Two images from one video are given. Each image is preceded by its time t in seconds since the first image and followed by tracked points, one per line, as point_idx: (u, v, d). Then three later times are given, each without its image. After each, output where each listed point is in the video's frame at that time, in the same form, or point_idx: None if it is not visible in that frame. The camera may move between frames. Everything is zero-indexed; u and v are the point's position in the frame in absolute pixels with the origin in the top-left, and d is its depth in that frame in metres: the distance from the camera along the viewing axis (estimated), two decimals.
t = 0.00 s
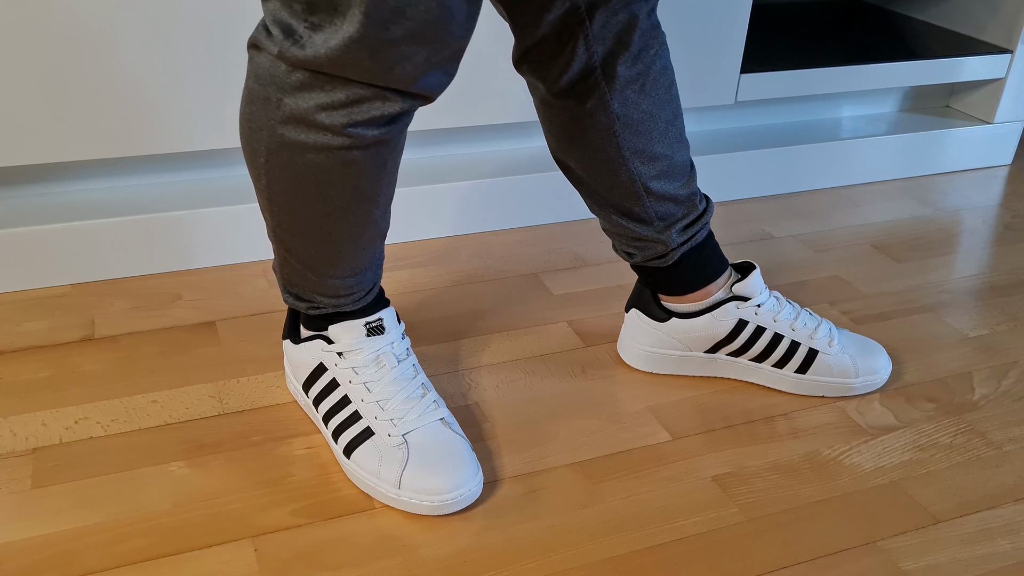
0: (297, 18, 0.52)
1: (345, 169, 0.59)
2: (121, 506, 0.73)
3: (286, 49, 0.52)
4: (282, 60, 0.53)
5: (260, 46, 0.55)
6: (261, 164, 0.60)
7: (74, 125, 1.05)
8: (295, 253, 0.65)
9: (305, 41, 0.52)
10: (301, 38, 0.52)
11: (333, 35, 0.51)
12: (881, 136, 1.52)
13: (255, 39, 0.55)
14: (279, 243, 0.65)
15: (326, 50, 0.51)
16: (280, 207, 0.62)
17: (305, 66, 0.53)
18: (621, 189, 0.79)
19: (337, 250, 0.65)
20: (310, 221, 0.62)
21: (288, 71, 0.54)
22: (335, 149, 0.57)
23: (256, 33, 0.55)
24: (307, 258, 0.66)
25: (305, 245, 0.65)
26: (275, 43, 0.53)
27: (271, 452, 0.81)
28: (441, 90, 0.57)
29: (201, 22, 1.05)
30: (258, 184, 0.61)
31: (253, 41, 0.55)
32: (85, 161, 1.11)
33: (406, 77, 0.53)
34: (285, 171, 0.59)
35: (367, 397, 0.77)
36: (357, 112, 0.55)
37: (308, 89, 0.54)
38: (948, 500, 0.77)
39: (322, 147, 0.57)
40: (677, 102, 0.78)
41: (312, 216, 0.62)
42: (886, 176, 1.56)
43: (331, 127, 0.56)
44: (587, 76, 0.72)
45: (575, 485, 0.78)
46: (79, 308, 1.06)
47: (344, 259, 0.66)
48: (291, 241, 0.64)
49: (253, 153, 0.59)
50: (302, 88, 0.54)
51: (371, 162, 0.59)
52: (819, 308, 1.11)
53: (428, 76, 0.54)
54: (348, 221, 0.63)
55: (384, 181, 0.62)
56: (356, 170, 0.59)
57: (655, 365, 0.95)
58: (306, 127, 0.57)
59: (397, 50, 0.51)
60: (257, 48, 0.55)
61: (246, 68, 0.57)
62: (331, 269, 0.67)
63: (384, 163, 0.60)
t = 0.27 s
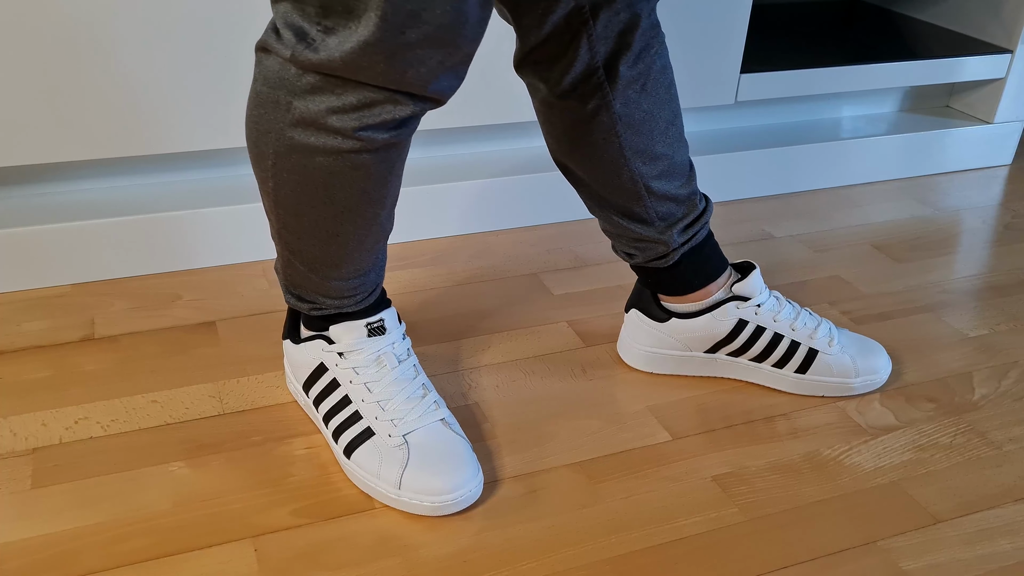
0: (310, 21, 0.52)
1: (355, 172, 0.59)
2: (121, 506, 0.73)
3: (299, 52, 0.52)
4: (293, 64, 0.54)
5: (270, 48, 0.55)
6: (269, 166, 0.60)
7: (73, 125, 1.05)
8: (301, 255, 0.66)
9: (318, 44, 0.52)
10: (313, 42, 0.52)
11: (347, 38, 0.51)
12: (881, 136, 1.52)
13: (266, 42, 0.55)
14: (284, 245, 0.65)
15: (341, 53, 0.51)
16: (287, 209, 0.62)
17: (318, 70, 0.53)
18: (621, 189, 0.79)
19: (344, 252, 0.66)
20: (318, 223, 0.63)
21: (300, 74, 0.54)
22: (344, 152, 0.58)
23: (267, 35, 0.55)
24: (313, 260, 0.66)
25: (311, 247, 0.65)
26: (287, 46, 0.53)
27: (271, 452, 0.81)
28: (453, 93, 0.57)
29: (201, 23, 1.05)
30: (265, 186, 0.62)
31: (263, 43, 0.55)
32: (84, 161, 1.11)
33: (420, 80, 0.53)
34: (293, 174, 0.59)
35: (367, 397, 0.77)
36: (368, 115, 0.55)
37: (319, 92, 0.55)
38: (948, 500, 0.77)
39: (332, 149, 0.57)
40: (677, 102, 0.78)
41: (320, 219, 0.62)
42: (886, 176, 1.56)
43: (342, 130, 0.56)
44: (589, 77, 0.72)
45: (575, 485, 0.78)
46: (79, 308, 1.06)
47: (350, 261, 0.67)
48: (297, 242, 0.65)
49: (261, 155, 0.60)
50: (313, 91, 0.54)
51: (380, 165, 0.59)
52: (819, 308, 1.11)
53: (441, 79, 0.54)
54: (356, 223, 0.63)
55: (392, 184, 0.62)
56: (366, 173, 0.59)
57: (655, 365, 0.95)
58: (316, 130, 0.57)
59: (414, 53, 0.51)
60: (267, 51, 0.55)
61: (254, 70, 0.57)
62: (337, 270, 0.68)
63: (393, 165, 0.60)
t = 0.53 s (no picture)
0: (319, 21, 0.52)
1: (361, 171, 0.59)
2: (121, 506, 0.73)
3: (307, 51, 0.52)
4: (302, 63, 0.54)
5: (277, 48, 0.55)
6: (274, 166, 0.59)
7: (73, 125, 1.05)
8: (306, 256, 0.65)
9: (327, 43, 0.52)
10: (322, 42, 0.52)
11: (357, 37, 0.51)
12: (881, 136, 1.52)
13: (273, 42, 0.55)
14: (288, 246, 0.65)
15: (350, 52, 0.51)
16: (292, 209, 0.61)
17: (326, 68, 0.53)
18: (625, 187, 0.79)
19: (348, 253, 0.65)
20: (323, 223, 0.62)
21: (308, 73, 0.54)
22: (351, 151, 0.58)
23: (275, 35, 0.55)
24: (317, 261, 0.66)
25: (316, 247, 0.64)
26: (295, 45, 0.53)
27: (272, 452, 0.81)
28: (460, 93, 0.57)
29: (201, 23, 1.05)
30: (269, 188, 0.61)
31: (270, 43, 0.55)
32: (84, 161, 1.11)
33: (429, 79, 0.53)
34: (299, 174, 0.59)
35: (367, 397, 0.77)
36: (376, 114, 0.55)
37: (327, 91, 0.54)
38: (948, 500, 0.77)
39: (338, 149, 0.57)
40: (681, 102, 0.78)
41: (326, 219, 0.62)
42: (885, 176, 1.56)
43: (349, 130, 0.56)
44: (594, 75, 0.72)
45: (575, 485, 0.78)
46: (78, 308, 1.06)
47: (355, 261, 0.67)
48: (302, 243, 0.64)
49: (267, 156, 0.59)
50: (321, 90, 0.54)
51: (386, 164, 0.59)
52: (819, 308, 1.11)
53: (449, 80, 0.54)
54: (362, 222, 0.63)
55: (397, 183, 0.62)
56: (372, 172, 0.59)
57: (655, 365, 0.94)
58: (322, 130, 0.57)
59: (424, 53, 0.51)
60: (274, 51, 0.55)
61: (261, 70, 0.57)
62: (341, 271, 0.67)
63: (398, 165, 0.60)
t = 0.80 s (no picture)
0: None
1: (347, 137, 0.58)
2: (121, 506, 0.73)
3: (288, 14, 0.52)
4: (283, 30, 0.53)
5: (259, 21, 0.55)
6: (262, 143, 0.59)
7: (74, 125, 1.05)
8: (297, 237, 0.64)
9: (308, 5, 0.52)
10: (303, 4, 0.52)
11: None
12: (881, 136, 1.52)
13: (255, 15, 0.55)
14: (280, 227, 0.64)
15: (330, 14, 0.51)
16: (281, 185, 0.61)
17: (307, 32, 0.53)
18: (612, 167, 0.77)
19: (339, 231, 0.64)
20: (312, 197, 0.61)
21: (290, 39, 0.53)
22: (336, 117, 0.57)
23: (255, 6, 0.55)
24: (308, 241, 0.65)
25: (307, 226, 0.64)
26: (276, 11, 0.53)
27: (271, 452, 0.81)
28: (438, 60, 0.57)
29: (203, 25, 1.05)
30: (257, 165, 0.60)
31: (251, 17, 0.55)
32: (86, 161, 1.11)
33: (405, 46, 0.54)
34: (286, 146, 0.58)
35: (366, 396, 0.77)
36: (359, 76, 0.55)
37: (308, 56, 0.54)
38: (948, 500, 0.77)
39: (322, 115, 0.57)
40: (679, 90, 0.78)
41: (314, 191, 0.61)
42: (885, 176, 1.57)
43: (330, 92, 0.55)
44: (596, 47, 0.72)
45: (575, 485, 0.78)
46: (79, 308, 1.06)
47: (347, 241, 0.66)
48: (291, 222, 0.63)
49: (253, 134, 0.59)
50: (302, 55, 0.54)
51: (371, 130, 0.59)
52: (819, 308, 1.11)
53: (424, 47, 0.55)
54: (350, 194, 0.62)
55: (382, 152, 0.61)
56: (358, 138, 0.59)
57: (616, 386, 0.90)
58: (306, 97, 0.56)
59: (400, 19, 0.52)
60: (256, 24, 0.55)
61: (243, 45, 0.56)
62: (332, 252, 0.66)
63: (384, 131, 0.60)
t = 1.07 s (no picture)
0: None
1: (330, 106, 0.58)
2: (121, 506, 0.73)
3: None
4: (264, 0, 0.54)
5: None
6: (248, 118, 0.59)
7: (75, 124, 1.05)
8: (285, 215, 0.64)
9: None
10: None
11: None
12: (881, 136, 1.52)
13: None
14: (271, 207, 0.64)
15: None
16: (269, 160, 0.61)
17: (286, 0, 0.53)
18: (571, 170, 0.74)
19: (327, 210, 0.64)
20: (298, 170, 0.61)
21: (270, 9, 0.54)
22: (319, 85, 0.57)
23: None
24: (298, 220, 0.64)
25: (296, 204, 0.63)
26: None
27: (271, 452, 0.81)
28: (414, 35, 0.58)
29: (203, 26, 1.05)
30: (245, 140, 0.60)
31: None
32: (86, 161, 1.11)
33: (382, 22, 0.54)
34: (271, 119, 0.58)
35: (366, 396, 0.77)
36: (339, 42, 0.55)
37: (289, 24, 0.54)
38: (948, 500, 0.77)
39: (305, 84, 0.57)
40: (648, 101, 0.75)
41: (300, 164, 0.61)
42: (885, 176, 1.57)
43: (312, 59, 0.55)
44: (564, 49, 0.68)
45: (575, 485, 0.78)
46: (78, 308, 1.06)
47: (336, 221, 0.65)
48: (279, 200, 0.63)
49: (240, 109, 0.59)
50: (283, 23, 0.54)
51: (353, 98, 0.59)
52: (819, 309, 1.11)
53: (401, 23, 0.56)
54: (336, 168, 0.62)
55: (367, 123, 0.62)
56: (341, 107, 0.59)
57: (563, 395, 0.89)
58: (289, 67, 0.56)
59: None
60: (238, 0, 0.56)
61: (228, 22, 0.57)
62: (322, 233, 0.66)
63: (366, 101, 0.60)
